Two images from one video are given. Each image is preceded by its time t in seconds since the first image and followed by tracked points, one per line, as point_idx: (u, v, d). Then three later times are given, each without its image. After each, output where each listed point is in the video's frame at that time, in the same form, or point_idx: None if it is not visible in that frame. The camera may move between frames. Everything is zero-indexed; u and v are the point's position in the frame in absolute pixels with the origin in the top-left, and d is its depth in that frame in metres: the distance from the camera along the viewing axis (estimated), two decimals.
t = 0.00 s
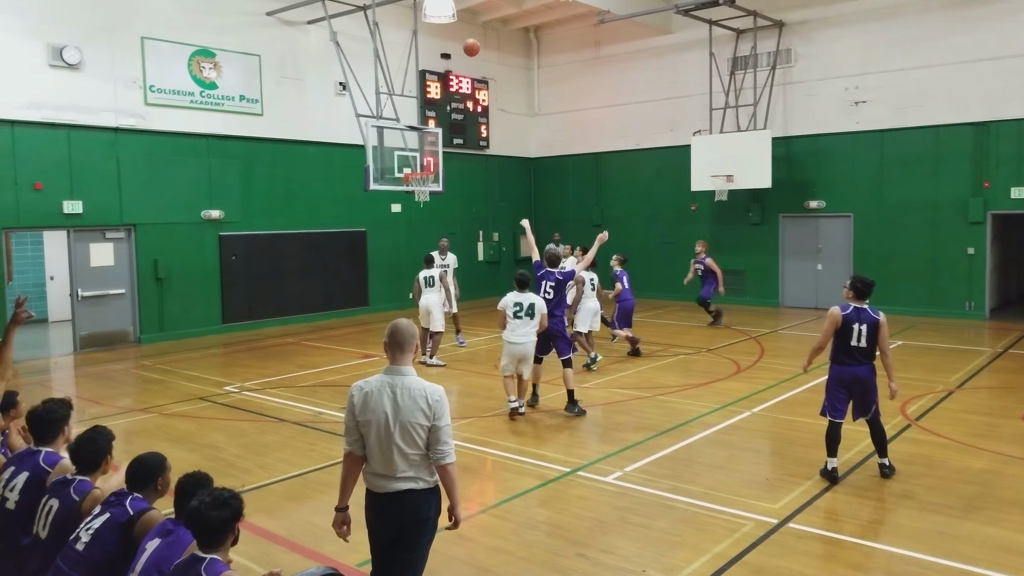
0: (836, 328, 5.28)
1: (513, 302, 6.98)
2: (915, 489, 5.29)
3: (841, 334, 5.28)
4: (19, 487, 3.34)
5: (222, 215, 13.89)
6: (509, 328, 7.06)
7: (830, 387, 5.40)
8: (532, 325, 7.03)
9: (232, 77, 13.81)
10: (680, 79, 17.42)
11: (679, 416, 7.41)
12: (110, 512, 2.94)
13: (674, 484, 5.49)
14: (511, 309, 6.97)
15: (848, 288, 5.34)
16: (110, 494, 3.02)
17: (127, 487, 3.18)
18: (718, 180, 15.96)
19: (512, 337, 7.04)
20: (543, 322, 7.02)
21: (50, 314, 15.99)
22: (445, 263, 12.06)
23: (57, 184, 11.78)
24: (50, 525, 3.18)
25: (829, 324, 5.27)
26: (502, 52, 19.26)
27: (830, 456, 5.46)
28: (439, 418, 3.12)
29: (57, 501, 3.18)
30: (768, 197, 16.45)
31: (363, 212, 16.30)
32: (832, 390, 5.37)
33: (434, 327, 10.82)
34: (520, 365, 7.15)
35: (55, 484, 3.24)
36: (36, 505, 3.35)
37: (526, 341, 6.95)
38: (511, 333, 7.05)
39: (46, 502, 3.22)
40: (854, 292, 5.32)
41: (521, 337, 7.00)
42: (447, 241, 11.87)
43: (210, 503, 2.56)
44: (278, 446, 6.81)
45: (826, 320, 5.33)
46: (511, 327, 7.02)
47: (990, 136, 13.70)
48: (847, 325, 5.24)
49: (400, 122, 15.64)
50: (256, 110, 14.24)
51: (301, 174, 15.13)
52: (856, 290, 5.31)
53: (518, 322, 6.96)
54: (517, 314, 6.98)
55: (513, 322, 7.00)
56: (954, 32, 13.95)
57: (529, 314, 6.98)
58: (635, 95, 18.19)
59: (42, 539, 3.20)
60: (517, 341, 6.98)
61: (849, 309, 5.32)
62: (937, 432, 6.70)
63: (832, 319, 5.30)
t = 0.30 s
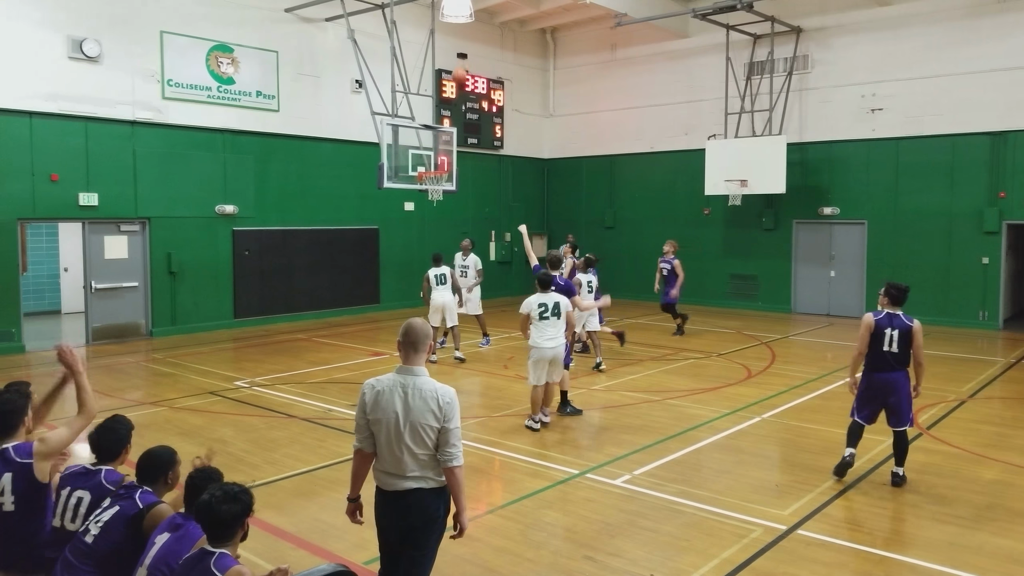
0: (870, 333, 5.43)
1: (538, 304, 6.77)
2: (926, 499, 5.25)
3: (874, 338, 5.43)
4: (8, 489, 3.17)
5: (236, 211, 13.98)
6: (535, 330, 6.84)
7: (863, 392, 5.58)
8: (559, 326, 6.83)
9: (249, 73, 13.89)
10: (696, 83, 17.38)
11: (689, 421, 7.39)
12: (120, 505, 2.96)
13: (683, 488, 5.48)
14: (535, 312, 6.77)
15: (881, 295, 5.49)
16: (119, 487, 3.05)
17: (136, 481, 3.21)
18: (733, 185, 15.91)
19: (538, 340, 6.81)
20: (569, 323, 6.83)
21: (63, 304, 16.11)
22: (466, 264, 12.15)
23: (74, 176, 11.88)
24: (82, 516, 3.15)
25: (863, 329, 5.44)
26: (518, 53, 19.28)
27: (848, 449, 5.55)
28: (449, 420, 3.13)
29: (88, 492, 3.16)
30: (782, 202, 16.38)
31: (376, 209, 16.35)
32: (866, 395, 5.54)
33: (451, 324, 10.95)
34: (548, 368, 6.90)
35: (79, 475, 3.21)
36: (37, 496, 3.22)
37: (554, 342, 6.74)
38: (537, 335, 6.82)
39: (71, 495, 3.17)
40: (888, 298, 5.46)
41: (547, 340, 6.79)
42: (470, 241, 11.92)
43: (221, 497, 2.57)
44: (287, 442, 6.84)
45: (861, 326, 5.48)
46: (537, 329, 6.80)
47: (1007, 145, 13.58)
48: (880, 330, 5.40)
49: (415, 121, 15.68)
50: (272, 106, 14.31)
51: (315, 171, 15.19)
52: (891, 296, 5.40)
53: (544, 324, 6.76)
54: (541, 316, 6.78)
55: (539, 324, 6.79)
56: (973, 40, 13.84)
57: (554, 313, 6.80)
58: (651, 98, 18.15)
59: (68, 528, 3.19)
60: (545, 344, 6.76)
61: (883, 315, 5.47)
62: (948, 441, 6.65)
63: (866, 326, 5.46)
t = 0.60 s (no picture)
0: (888, 337, 5.42)
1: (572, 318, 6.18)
2: (931, 503, 5.24)
3: (891, 342, 5.43)
4: None
5: (243, 210, 14.03)
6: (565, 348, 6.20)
7: (882, 395, 5.59)
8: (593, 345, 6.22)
9: (257, 72, 13.95)
10: (704, 86, 17.38)
11: (693, 424, 7.38)
12: (125, 503, 2.99)
13: (687, 491, 5.48)
14: (569, 329, 6.14)
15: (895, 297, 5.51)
16: (124, 486, 3.08)
17: (140, 480, 3.23)
18: (740, 188, 15.89)
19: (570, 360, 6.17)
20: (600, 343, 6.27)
21: (70, 302, 16.19)
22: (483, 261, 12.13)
23: (81, 174, 11.94)
24: (81, 517, 3.17)
25: (882, 332, 5.40)
26: (527, 54, 19.29)
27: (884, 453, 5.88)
28: (453, 422, 3.13)
29: (95, 492, 3.17)
30: (789, 206, 16.35)
31: (383, 210, 16.38)
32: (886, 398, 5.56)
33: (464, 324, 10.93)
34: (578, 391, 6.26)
35: (86, 476, 3.22)
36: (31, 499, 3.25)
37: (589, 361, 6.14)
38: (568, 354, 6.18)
39: (80, 497, 3.18)
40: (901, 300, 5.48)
41: (580, 360, 6.16)
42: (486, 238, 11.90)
43: (227, 496, 2.59)
44: (292, 441, 6.86)
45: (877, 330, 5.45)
46: (569, 348, 6.16)
47: (1015, 150, 13.52)
48: (897, 334, 5.40)
49: (423, 121, 15.71)
50: (279, 105, 14.37)
51: (322, 170, 15.23)
52: (903, 299, 5.46)
53: (579, 341, 6.15)
54: (574, 333, 6.16)
55: (571, 343, 6.15)
56: (982, 44, 13.79)
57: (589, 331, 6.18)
58: (659, 100, 18.14)
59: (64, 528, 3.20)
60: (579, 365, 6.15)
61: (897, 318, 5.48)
62: (954, 446, 6.63)
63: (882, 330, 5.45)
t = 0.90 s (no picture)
0: (891, 340, 5.44)
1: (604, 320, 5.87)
2: (933, 508, 5.24)
3: (894, 345, 5.45)
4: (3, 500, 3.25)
5: (247, 210, 14.06)
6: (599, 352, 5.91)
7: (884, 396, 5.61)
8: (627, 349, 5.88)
9: (263, 73, 13.98)
10: (709, 90, 17.38)
11: (695, 428, 7.38)
12: (126, 504, 3.00)
13: (689, 494, 5.49)
14: (602, 331, 5.87)
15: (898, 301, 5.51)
16: (125, 486, 3.08)
17: (143, 479, 3.22)
18: (743, 192, 15.89)
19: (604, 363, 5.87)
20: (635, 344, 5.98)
21: (73, 302, 16.23)
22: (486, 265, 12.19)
23: (86, 173, 11.98)
24: (82, 517, 3.16)
25: (883, 338, 5.43)
26: (531, 57, 19.31)
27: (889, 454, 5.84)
28: (456, 425, 3.14)
29: (92, 492, 3.17)
30: (793, 210, 16.35)
31: (386, 211, 16.41)
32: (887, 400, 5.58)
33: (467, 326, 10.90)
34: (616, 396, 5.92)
35: (82, 476, 3.20)
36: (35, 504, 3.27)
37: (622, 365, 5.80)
38: (602, 357, 5.89)
39: (77, 498, 3.17)
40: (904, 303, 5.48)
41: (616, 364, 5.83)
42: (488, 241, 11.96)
43: (243, 499, 2.61)
44: (294, 442, 6.87)
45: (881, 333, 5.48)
46: (603, 351, 5.87)
47: (1020, 156, 13.51)
48: (901, 337, 5.42)
49: (426, 123, 15.75)
50: (284, 106, 14.39)
51: (325, 171, 15.25)
52: (907, 303, 5.45)
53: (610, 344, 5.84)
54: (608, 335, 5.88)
55: (604, 344, 5.88)
56: (988, 50, 13.77)
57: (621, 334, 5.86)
58: (663, 103, 18.14)
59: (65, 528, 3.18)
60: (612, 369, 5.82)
61: (901, 321, 5.49)
62: (957, 452, 6.62)
63: (886, 333, 5.47)
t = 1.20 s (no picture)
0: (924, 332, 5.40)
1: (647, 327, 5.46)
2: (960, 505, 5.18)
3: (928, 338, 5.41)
4: (42, 510, 3.25)
5: (260, 215, 14.13)
6: (642, 363, 5.42)
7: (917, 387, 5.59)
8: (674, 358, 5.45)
9: (270, 79, 14.04)
10: (717, 85, 17.29)
11: (714, 426, 7.33)
12: (153, 505, 3.01)
13: (711, 493, 5.46)
14: (644, 339, 5.43)
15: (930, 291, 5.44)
16: (152, 486, 3.09)
17: (169, 481, 3.24)
18: (755, 187, 15.80)
19: (648, 372, 5.37)
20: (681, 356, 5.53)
21: (93, 308, 16.38)
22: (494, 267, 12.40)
23: (100, 181, 12.08)
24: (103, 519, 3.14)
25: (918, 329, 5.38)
26: (535, 56, 19.27)
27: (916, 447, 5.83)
28: (472, 425, 3.12)
29: (108, 493, 3.16)
30: (807, 205, 16.25)
31: (397, 214, 16.45)
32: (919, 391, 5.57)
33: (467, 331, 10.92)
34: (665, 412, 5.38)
35: (102, 477, 3.21)
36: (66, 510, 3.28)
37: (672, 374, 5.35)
38: (645, 367, 5.39)
39: (95, 497, 3.17)
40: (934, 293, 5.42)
41: (663, 373, 5.36)
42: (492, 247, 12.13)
43: (303, 488, 2.64)
44: (314, 444, 6.90)
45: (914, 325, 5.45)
46: (647, 360, 5.39)
47: None
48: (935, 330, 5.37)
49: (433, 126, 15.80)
50: (291, 112, 14.42)
51: (335, 176, 15.30)
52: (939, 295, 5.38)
53: (656, 352, 5.39)
54: (651, 344, 5.44)
55: (648, 353, 5.41)
56: (1000, 39, 13.62)
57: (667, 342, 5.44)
58: (671, 100, 18.08)
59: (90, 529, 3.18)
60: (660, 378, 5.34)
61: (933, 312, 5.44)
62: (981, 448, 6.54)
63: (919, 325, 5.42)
